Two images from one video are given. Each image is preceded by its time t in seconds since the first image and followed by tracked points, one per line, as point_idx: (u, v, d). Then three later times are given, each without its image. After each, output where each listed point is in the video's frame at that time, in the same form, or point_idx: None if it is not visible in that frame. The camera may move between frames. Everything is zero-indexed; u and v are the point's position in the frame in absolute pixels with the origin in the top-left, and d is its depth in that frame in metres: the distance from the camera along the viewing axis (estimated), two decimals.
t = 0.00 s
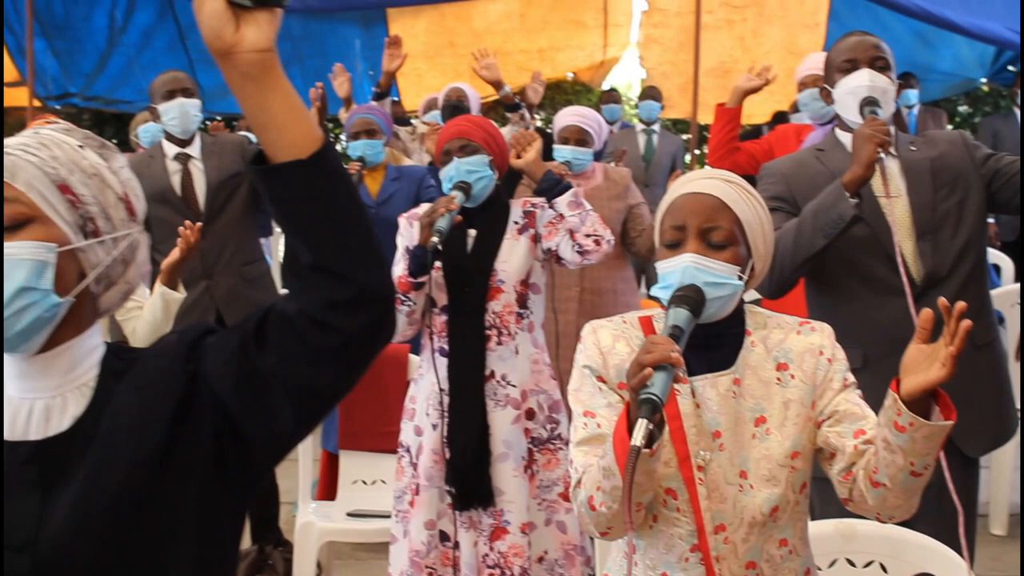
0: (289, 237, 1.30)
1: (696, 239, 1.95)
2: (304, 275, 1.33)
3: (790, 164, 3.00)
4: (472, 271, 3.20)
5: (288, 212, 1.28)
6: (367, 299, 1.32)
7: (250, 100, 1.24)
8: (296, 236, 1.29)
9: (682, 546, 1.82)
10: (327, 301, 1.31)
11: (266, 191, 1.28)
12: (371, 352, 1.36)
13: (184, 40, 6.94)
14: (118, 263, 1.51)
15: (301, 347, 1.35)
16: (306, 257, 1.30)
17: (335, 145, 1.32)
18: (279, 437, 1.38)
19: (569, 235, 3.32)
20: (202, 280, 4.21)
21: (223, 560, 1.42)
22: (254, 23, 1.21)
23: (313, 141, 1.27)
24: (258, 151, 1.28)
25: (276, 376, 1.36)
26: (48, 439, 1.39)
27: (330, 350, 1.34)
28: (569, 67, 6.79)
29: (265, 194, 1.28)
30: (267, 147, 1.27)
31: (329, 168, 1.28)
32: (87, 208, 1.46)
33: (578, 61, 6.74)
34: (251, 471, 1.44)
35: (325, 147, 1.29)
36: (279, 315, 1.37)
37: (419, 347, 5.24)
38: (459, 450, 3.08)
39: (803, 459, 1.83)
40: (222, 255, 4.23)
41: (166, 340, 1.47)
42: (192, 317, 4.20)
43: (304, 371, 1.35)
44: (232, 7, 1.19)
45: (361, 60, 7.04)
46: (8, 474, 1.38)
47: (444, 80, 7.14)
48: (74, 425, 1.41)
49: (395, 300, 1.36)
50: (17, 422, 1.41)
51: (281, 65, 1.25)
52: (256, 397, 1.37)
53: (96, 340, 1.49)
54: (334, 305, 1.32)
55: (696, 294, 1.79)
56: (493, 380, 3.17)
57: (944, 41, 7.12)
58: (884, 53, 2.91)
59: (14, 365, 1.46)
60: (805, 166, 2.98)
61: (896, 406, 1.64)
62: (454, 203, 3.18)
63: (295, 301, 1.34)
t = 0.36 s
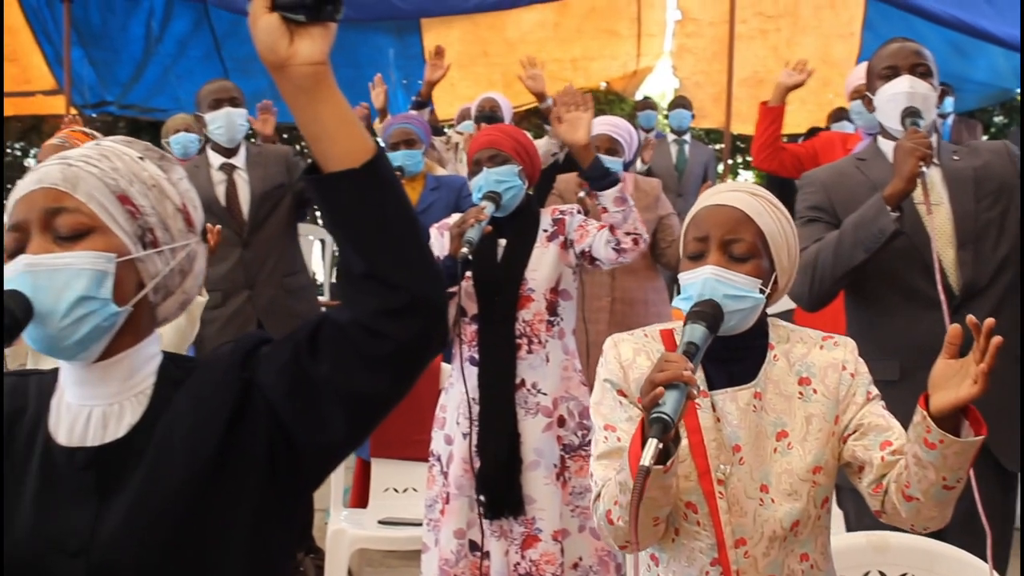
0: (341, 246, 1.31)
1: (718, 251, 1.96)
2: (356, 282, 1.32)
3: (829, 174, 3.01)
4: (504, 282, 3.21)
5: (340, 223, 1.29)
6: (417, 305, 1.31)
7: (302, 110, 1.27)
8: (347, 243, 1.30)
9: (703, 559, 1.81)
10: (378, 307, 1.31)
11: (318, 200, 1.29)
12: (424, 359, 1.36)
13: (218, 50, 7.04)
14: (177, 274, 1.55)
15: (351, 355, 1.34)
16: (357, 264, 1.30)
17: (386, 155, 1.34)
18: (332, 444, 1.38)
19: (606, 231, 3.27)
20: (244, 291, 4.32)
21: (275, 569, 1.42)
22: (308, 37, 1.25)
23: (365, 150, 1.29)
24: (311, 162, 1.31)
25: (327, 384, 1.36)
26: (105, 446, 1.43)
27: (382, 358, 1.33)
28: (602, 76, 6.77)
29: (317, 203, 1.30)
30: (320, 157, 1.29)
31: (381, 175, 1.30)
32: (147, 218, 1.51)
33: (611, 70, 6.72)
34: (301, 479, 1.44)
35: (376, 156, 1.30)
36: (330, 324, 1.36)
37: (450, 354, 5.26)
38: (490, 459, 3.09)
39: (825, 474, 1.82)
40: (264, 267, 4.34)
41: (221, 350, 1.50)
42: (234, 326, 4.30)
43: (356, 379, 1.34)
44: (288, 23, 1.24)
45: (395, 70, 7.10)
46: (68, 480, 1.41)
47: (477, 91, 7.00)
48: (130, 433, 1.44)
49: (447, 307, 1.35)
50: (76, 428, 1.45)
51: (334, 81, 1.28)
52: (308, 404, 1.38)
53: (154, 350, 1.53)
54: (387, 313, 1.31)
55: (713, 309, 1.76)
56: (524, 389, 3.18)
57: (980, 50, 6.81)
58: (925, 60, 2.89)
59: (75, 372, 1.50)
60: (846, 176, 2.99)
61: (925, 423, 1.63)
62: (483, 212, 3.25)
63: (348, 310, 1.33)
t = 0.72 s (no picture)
0: (387, 252, 1.36)
1: (733, 256, 1.98)
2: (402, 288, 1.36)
3: (882, 179, 3.02)
4: (540, 288, 3.23)
5: (384, 228, 1.34)
6: (462, 310, 1.35)
7: (350, 117, 1.32)
8: (394, 249, 1.34)
9: (718, 565, 1.82)
10: (423, 311, 1.35)
11: (365, 205, 1.34)
12: (469, 364, 1.39)
13: (257, 56, 6.95)
14: (232, 280, 1.57)
15: (398, 359, 1.38)
16: (403, 269, 1.35)
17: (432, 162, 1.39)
18: (380, 446, 1.42)
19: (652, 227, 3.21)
20: (297, 295, 4.23)
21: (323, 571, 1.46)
22: (355, 43, 1.29)
23: (411, 155, 1.34)
24: (359, 168, 1.35)
25: (374, 387, 1.40)
26: (158, 449, 1.47)
27: (428, 362, 1.37)
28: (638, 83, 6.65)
29: (364, 208, 1.34)
30: (367, 163, 1.34)
31: (426, 180, 1.34)
32: (202, 225, 1.54)
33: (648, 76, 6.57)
34: (349, 483, 1.47)
35: (421, 162, 1.35)
36: (377, 329, 1.41)
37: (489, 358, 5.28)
38: (529, 465, 3.10)
39: (844, 480, 1.84)
40: (319, 271, 4.26)
41: (273, 356, 1.54)
42: (286, 332, 4.21)
43: (402, 383, 1.38)
44: (336, 31, 1.29)
45: (433, 74, 7.06)
46: (123, 484, 1.46)
47: (514, 95, 7.05)
48: (183, 436, 1.48)
49: (492, 313, 1.39)
50: (132, 431, 1.50)
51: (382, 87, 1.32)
52: (355, 408, 1.42)
53: (210, 354, 1.57)
54: (432, 317, 1.35)
55: (727, 316, 1.79)
56: (561, 395, 3.19)
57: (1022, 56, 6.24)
58: (978, 62, 2.89)
59: (131, 376, 1.54)
60: (898, 181, 2.99)
61: (950, 420, 1.63)
62: (521, 219, 3.25)
63: (394, 315, 1.37)
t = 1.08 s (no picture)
0: (431, 257, 1.39)
1: (751, 261, 2.05)
2: (446, 294, 1.39)
3: (938, 185, 2.96)
4: (582, 293, 3.24)
5: (428, 233, 1.37)
6: (504, 316, 1.38)
7: (394, 122, 1.35)
8: (440, 255, 1.37)
9: (733, 569, 1.87)
10: (464, 317, 1.37)
11: (408, 209, 1.37)
12: (512, 370, 1.42)
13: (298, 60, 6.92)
14: (281, 285, 1.62)
15: (440, 365, 1.40)
16: (447, 275, 1.38)
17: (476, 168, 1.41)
18: (422, 451, 1.45)
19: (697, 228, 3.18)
20: (354, 299, 4.27)
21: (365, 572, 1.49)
22: (400, 50, 1.33)
23: (454, 161, 1.37)
24: (403, 174, 1.39)
25: (416, 392, 1.42)
26: (206, 452, 1.52)
27: (469, 368, 1.39)
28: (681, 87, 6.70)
29: (407, 213, 1.37)
30: (410, 168, 1.37)
31: (470, 185, 1.37)
32: (252, 230, 1.59)
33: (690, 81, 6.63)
34: (392, 486, 1.51)
35: (465, 166, 1.38)
36: (420, 335, 1.44)
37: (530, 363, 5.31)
38: (570, 471, 3.12)
39: (863, 485, 1.87)
40: (374, 275, 4.28)
41: (320, 359, 1.57)
42: (342, 334, 4.26)
43: (444, 390, 1.41)
44: (380, 37, 1.33)
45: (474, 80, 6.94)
46: (169, 485, 1.51)
47: (554, 100, 7.03)
48: (230, 439, 1.53)
49: (536, 321, 1.41)
50: (180, 434, 1.55)
51: (425, 93, 1.36)
52: (399, 413, 1.45)
53: (259, 357, 1.61)
54: (473, 323, 1.38)
55: (744, 320, 1.83)
56: (602, 400, 3.22)
57: None
58: None
59: (180, 378, 1.59)
60: (956, 187, 2.93)
61: (986, 410, 1.63)
62: (564, 221, 3.23)
63: (437, 321, 1.40)
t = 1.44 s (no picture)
0: (466, 275, 1.42)
1: (770, 280, 2.11)
2: (481, 312, 1.42)
3: (988, 206, 2.70)
4: (617, 308, 3.26)
5: (463, 251, 1.40)
6: (540, 333, 1.41)
7: (431, 142, 1.39)
8: (475, 273, 1.40)
9: None
10: (500, 335, 1.40)
11: (443, 227, 1.40)
12: (546, 388, 1.45)
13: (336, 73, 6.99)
14: (316, 299, 1.67)
15: (475, 381, 1.43)
16: (482, 292, 1.41)
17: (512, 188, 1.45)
18: (456, 467, 1.48)
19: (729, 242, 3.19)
20: (403, 313, 4.28)
21: None
22: (436, 69, 1.38)
23: (489, 180, 1.40)
24: (439, 193, 1.42)
25: (451, 408, 1.45)
26: (239, 465, 1.56)
27: (503, 385, 1.42)
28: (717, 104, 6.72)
29: (443, 232, 1.41)
30: (447, 187, 1.41)
31: (505, 204, 1.40)
32: (289, 245, 1.64)
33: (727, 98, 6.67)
34: (426, 501, 1.54)
35: (500, 185, 1.41)
36: (455, 352, 1.47)
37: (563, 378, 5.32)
38: (605, 488, 3.14)
39: (884, 498, 1.93)
40: (425, 290, 4.31)
41: (354, 375, 1.61)
42: (390, 348, 4.25)
43: (479, 406, 1.44)
44: (418, 56, 1.37)
45: (510, 94, 6.82)
46: (205, 498, 1.55)
47: (590, 116, 7.08)
48: (263, 454, 1.57)
49: (570, 339, 1.44)
50: (214, 447, 1.59)
51: (460, 111, 1.40)
52: (433, 429, 1.48)
53: (292, 372, 1.66)
54: (510, 342, 1.41)
55: (762, 336, 1.87)
56: (637, 417, 3.22)
57: None
58: None
59: (214, 392, 1.64)
60: (1005, 208, 2.68)
61: None
62: (603, 232, 3.27)
63: (472, 338, 1.43)
